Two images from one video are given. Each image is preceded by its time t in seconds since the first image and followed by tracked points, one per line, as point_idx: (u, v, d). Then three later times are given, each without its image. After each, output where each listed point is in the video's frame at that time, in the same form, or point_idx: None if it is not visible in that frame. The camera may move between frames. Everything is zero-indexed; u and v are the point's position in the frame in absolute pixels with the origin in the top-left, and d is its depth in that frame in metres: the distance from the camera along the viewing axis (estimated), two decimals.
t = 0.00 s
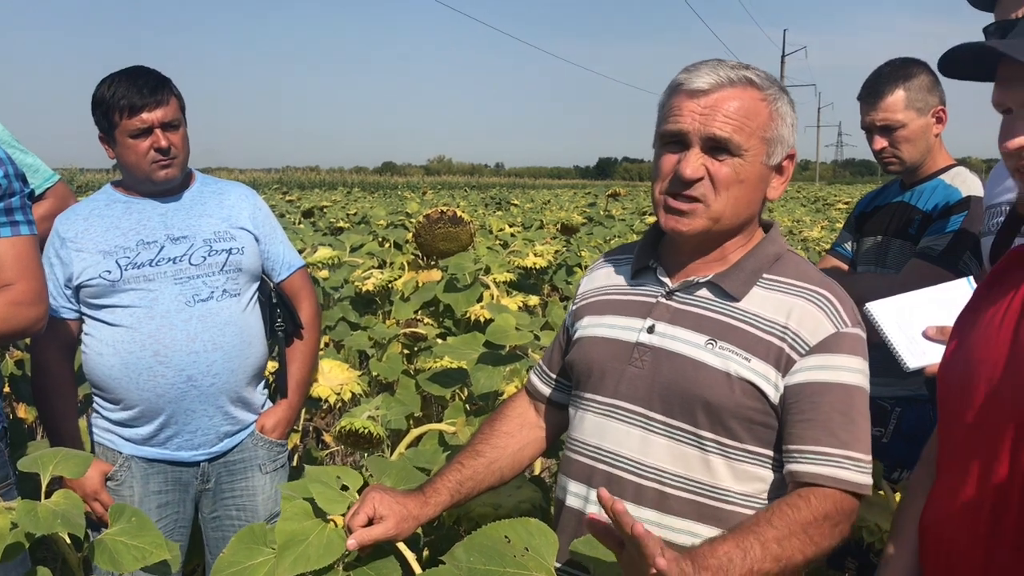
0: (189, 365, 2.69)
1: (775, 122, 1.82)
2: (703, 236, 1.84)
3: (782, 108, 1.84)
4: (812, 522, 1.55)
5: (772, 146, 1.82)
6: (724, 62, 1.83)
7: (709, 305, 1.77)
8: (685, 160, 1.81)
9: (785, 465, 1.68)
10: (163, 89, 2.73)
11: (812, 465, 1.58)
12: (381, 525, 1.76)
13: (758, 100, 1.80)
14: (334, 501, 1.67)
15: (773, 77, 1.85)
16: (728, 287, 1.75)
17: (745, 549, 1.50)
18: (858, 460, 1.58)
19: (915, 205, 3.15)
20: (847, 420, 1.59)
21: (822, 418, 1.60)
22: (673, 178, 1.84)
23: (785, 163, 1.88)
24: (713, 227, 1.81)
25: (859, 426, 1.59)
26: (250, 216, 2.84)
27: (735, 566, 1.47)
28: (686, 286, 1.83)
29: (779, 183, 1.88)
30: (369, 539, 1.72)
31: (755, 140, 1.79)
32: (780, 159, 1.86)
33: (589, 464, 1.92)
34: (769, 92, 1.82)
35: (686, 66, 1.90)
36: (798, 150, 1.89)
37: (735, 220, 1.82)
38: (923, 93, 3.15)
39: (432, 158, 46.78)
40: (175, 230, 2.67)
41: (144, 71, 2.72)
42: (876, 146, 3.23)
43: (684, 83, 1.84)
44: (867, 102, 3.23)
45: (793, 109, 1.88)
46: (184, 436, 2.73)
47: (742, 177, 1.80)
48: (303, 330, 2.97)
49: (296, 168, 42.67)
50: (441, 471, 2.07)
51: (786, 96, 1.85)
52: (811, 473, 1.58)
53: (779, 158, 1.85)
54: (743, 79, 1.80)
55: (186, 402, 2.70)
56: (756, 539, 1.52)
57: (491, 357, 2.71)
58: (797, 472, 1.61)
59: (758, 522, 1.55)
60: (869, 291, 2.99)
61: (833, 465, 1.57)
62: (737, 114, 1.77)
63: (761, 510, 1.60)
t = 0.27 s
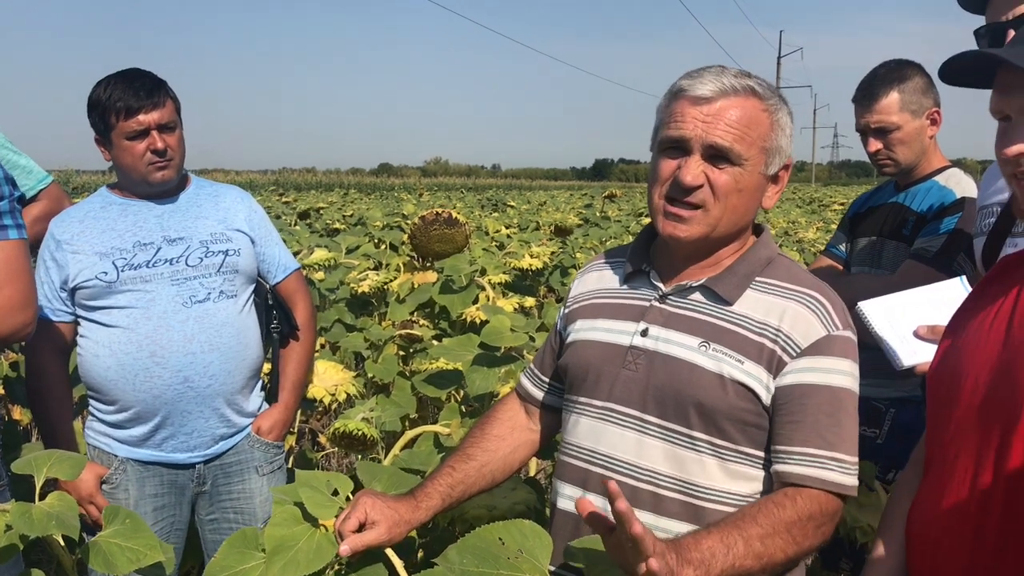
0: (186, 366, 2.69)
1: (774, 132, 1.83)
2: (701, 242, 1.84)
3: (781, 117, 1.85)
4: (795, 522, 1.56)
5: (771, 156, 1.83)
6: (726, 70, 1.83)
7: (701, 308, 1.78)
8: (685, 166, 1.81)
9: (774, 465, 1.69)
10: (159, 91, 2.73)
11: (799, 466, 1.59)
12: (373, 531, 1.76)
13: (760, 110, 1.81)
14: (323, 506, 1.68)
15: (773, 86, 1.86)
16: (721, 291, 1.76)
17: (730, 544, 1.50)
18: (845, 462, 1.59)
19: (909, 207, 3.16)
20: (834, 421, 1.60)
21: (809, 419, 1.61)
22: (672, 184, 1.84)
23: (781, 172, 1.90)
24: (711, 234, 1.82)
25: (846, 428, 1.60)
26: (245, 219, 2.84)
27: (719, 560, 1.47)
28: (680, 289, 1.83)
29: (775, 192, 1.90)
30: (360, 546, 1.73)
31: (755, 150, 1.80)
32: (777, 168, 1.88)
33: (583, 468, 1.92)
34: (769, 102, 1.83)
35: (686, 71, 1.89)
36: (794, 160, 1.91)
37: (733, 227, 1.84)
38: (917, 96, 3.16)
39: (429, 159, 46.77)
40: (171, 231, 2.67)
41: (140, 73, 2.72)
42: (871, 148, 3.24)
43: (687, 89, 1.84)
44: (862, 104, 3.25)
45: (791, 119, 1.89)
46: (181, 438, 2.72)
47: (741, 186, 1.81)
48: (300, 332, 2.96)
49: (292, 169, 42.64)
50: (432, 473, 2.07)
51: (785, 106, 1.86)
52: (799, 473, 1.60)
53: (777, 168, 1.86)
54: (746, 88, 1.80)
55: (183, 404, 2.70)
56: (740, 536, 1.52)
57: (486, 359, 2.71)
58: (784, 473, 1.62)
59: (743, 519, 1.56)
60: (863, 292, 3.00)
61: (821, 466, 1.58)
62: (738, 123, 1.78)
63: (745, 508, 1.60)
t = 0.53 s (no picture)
0: (185, 366, 2.68)
1: (762, 133, 1.83)
2: (691, 243, 1.85)
3: (769, 118, 1.85)
4: (786, 526, 1.57)
5: (760, 156, 1.84)
6: (713, 72, 1.84)
7: (694, 310, 1.78)
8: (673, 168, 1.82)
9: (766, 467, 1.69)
10: (154, 94, 2.73)
11: (789, 468, 1.60)
12: (372, 532, 1.76)
13: (747, 111, 1.81)
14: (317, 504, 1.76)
15: (762, 88, 1.87)
16: (715, 293, 1.76)
17: (715, 552, 1.53)
18: (837, 465, 1.59)
19: (902, 210, 3.17)
20: (826, 424, 1.61)
21: (801, 423, 1.61)
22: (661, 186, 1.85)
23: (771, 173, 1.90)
24: (699, 235, 1.83)
25: (839, 432, 1.60)
26: (239, 220, 2.84)
27: (705, 569, 1.50)
28: (673, 292, 1.84)
29: (764, 193, 1.90)
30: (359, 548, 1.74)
31: (742, 151, 1.80)
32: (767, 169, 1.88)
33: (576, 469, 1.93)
34: (757, 103, 1.83)
35: (675, 74, 1.90)
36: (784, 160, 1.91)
37: (722, 229, 1.84)
38: (910, 99, 3.18)
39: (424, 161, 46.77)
40: (166, 233, 2.67)
41: (135, 75, 2.72)
42: (865, 151, 3.25)
43: (674, 92, 1.85)
44: (855, 108, 3.26)
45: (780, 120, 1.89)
46: (178, 438, 2.72)
47: (730, 187, 1.81)
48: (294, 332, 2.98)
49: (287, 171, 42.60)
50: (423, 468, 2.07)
51: (774, 107, 1.86)
52: (788, 476, 1.60)
53: (766, 169, 1.86)
54: (732, 89, 1.81)
55: (180, 404, 2.69)
56: (727, 543, 1.54)
57: (481, 360, 2.74)
58: (775, 475, 1.63)
59: (732, 526, 1.58)
60: (857, 294, 3.01)
61: (810, 469, 1.59)
62: (726, 124, 1.79)
63: (737, 514, 1.62)
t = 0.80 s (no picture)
0: (179, 368, 2.67)
1: (743, 134, 1.81)
2: (666, 242, 1.85)
3: (754, 119, 1.82)
4: (786, 539, 1.56)
5: (738, 158, 1.81)
6: (699, 72, 1.85)
7: (687, 315, 1.77)
8: (645, 165, 1.84)
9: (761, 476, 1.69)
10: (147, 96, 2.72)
11: (787, 480, 1.59)
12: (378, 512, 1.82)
13: (725, 110, 1.80)
14: (313, 496, 1.67)
15: (754, 90, 1.85)
16: (705, 298, 1.75)
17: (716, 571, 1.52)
18: (833, 475, 1.58)
19: (896, 211, 3.18)
20: (821, 433, 1.60)
21: (798, 434, 1.60)
22: (637, 183, 1.87)
23: (756, 177, 1.86)
24: (671, 234, 1.83)
25: (833, 442, 1.59)
26: (231, 222, 2.83)
27: None
28: (665, 296, 1.83)
29: (747, 197, 1.87)
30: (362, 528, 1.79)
31: (715, 150, 1.79)
32: (750, 171, 1.85)
33: (566, 471, 1.92)
34: (739, 104, 1.82)
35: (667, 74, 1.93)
36: (773, 164, 1.87)
37: (695, 229, 1.82)
38: (903, 100, 3.18)
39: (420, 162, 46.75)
40: (159, 234, 2.66)
41: (128, 77, 2.71)
42: (858, 153, 3.25)
43: (660, 90, 1.88)
44: (849, 109, 3.26)
45: (771, 122, 1.86)
46: (172, 440, 2.71)
47: (701, 187, 1.80)
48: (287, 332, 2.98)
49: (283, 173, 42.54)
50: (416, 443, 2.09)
51: (763, 108, 1.83)
52: (787, 488, 1.59)
53: (747, 171, 1.83)
54: (713, 88, 1.81)
55: (174, 406, 2.68)
56: (727, 562, 1.53)
57: (474, 362, 2.73)
58: (773, 487, 1.61)
59: (731, 543, 1.57)
60: (851, 295, 3.01)
61: (808, 480, 1.58)
62: (700, 122, 1.78)
63: (735, 527, 1.61)
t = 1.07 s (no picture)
0: (173, 371, 2.67)
1: (744, 140, 1.82)
2: (668, 250, 1.86)
3: (754, 125, 1.83)
4: (789, 544, 1.56)
5: (739, 165, 1.82)
6: (698, 78, 1.85)
7: (683, 318, 1.78)
8: (646, 174, 1.84)
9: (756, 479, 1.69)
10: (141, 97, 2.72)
11: (784, 485, 1.59)
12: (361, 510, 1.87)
13: (726, 117, 1.80)
14: (289, 472, 1.70)
15: (752, 95, 1.85)
16: (700, 301, 1.76)
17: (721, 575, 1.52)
18: (829, 479, 1.58)
19: (889, 213, 3.19)
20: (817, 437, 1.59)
21: (794, 437, 1.60)
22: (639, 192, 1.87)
23: (756, 182, 1.87)
24: (673, 242, 1.83)
25: (829, 446, 1.59)
26: (225, 223, 2.83)
27: None
28: (661, 298, 1.84)
29: (746, 203, 1.88)
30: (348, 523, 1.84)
31: (716, 158, 1.79)
32: (750, 177, 1.86)
33: (558, 471, 1.93)
34: (740, 110, 1.82)
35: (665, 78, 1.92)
36: (772, 169, 1.88)
37: (697, 238, 1.83)
38: (895, 103, 3.20)
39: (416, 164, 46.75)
40: (153, 236, 2.66)
41: (121, 78, 2.71)
42: (851, 155, 3.26)
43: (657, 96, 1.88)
44: (841, 112, 3.28)
45: (770, 127, 1.87)
46: (166, 443, 2.71)
47: (703, 196, 1.81)
48: (279, 334, 2.96)
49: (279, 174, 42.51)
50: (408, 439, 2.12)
51: (762, 114, 1.84)
52: (784, 493, 1.59)
53: (747, 177, 1.84)
54: (713, 94, 1.81)
55: (168, 409, 2.68)
56: (733, 566, 1.53)
57: (469, 363, 2.74)
58: (770, 491, 1.61)
59: (734, 548, 1.56)
60: (844, 297, 3.02)
61: (804, 484, 1.58)
62: (701, 130, 1.79)
63: (738, 532, 1.61)
